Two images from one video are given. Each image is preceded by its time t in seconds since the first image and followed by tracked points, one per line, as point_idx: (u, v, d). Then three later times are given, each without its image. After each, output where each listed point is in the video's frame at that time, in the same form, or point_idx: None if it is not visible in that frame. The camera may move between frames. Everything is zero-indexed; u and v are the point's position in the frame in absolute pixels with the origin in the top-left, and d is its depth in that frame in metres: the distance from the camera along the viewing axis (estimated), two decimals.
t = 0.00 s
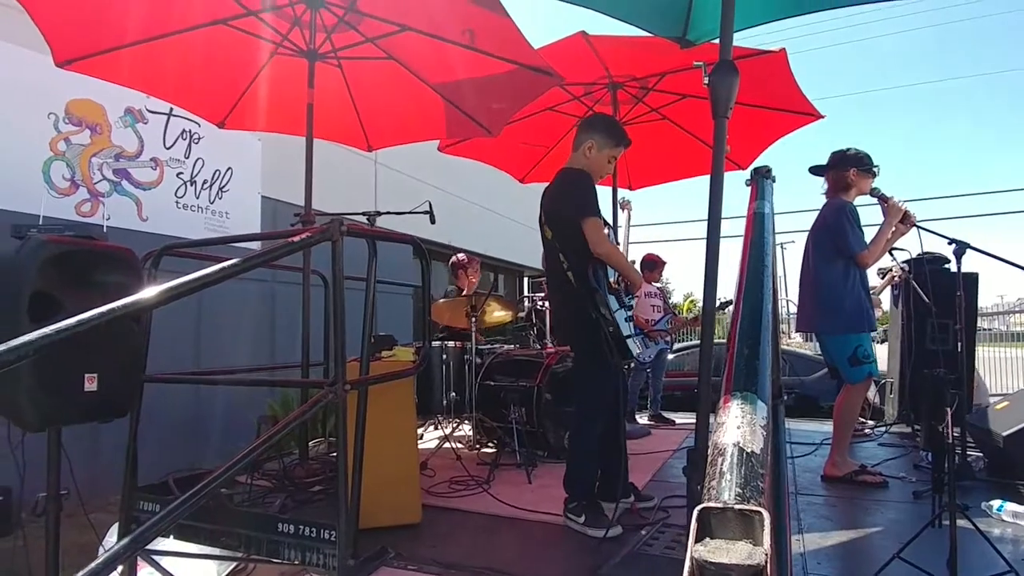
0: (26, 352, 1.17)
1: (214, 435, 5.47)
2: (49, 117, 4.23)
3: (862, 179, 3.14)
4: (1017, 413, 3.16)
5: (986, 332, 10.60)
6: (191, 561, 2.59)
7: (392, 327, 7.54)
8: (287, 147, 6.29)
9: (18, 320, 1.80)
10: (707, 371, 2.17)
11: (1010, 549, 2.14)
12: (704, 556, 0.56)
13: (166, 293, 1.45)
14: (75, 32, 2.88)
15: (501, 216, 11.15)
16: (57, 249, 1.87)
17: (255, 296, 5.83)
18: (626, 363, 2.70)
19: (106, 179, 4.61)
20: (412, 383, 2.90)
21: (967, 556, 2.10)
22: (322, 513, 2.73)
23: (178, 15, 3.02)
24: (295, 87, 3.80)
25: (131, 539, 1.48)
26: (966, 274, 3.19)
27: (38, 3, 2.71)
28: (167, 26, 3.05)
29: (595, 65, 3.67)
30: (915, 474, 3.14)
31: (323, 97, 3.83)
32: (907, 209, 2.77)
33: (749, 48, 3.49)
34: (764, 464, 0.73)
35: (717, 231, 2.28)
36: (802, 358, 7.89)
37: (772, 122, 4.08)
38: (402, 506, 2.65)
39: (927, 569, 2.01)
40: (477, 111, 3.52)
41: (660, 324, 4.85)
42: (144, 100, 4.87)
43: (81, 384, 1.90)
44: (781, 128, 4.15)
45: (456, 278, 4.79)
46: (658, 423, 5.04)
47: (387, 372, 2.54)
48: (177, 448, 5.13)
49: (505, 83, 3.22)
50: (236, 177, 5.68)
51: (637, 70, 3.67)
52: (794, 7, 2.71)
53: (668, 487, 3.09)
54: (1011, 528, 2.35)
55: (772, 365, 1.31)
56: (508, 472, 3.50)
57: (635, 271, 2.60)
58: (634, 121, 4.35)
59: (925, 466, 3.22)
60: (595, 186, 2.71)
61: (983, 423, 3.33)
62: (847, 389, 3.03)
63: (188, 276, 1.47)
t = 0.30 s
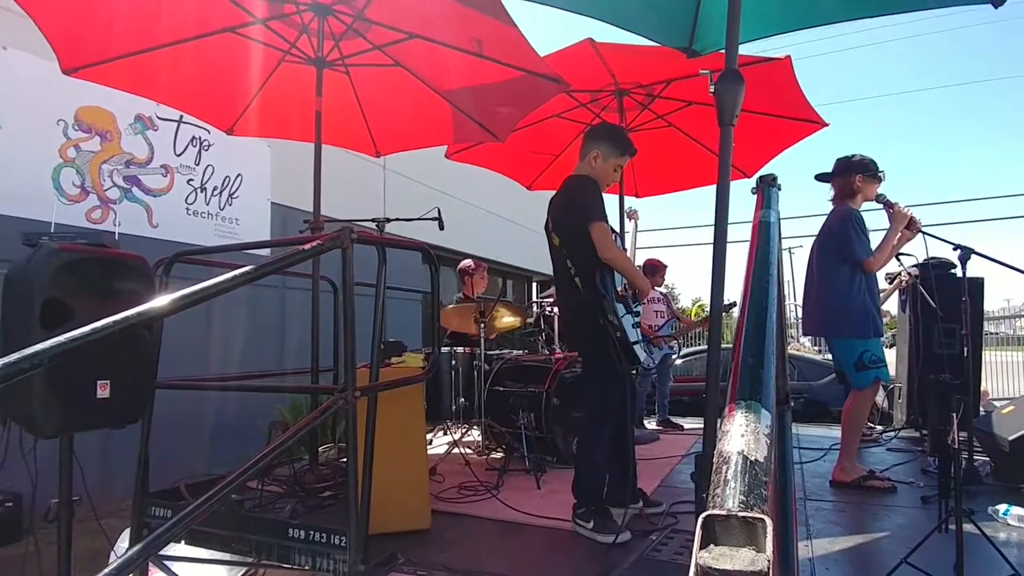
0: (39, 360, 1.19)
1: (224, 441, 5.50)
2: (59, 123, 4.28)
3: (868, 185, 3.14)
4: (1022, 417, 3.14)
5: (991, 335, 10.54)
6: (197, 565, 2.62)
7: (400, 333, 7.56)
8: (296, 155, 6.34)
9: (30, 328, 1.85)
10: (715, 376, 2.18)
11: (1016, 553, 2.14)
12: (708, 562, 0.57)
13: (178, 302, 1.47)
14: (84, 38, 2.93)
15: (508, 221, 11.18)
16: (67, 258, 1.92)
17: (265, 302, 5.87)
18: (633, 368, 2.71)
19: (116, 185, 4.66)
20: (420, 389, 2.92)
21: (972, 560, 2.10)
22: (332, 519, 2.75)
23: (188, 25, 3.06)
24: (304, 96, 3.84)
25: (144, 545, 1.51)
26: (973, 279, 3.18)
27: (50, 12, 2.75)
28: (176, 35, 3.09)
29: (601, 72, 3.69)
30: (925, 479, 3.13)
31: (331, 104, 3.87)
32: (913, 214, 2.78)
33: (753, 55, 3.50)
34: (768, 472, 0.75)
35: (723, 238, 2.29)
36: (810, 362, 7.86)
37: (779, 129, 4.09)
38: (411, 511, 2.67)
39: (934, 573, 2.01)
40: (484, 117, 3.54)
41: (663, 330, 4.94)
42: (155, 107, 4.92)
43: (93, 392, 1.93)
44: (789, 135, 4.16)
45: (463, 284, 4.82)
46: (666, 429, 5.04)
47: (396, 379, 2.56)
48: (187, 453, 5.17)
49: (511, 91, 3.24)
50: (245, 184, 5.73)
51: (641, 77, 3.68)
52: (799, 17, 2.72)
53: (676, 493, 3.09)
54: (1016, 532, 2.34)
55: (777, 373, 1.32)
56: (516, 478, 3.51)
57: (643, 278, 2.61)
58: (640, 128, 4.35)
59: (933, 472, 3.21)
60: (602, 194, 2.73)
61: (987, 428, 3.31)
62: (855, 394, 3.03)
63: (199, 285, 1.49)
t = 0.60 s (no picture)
0: (35, 356, 1.17)
1: (220, 437, 5.48)
2: (59, 122, 4.26)
3: (868, 181, 3.11)
4: None
5: (998, 335, 10.48)
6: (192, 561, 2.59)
7: (395, 330, 7.54)
8: (292, 151, 6.31)
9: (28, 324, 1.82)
10: (710, 375, 2.16)
11: None
12: (701, 567, 0.55)
13: (173, 298, 1.44)
14: (81, 36, 2.89)
15: (504, 219, 11.15)
16: (67, 254, 1.89)
17: (261, 299, 5.84)
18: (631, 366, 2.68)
19: (114, 183, 4.63)
20: (414, 387, 2.89)
21: (978, 566, 2.07)
22: (326, 516, 2.72)
23: (186, 22, 3.03)
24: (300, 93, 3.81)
25: (138, 541, 1.47)
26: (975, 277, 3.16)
27: (46, 10, 2.71)
28: (175, 33, 3.06)
29: (597, 68, 3.66)
30: (925, 480, 3.11)
31: (326, 101, 3.84)
32: (913, 211, 2.75)
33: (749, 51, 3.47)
34: (764, 474, 0.72)
35: (719, 236, 2.26)
36: (808, 361, 7.84)
37: (775, 126, 4.07)
38: (405, 510, 2.64)
39: None
40: (481, 116, 3.51)
41: (658, 328, 4.92)
42: (152, 105, 4.88)
43: (89, 388, 1.90)
44: (785, 132, 4.14)
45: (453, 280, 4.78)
46: (662, 427, 5.01)
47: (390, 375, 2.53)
48: (183, 449, 5.13)
49: (508, 87, 3.21)
50: (241, 181, 5.69)
51: (639, 73, 3.65)
52: (796, 13, 2.70)
53: (671, 492, 3.06)
54: None
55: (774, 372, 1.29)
56: (511, 476, 3.49)
57: (642, 273, 2.57)
58: (636, 125, 4.33)
59: (935, 473, 3.18)
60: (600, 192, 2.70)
61: (994, 429, 3.27)
62: (854, 392, 2.99)
63: (194, 281, 1.46)
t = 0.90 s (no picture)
0: (22, 349, 1.13)
1: (210, 433, 5.45)
2: (50, 116, 4.21)
3: (858, 179, 3.11)
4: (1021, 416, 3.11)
5: (987, 331, 10.64)
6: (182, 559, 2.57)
7: (388, 326, 7.53)
8: (283, 146, 6.27)
9: (17, 316, 1.77)
10: (701, 371, 2.15)
11: (1017, 556, 2.11)
12: (687, 560, 0.53)
13: (159, 290, 1.41)
14: (71, 30, 2.86)
15: (497, 215, 11.13)
16: (57, 247, 1.86)
17: (251, 294, 5.81)
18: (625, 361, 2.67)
19: (105, 177, 4.58)
20: (404, 382, 2.87)
21: (970, 563, 2.07)
22: (316, 511, 2.71)
23: (176, 15, 2.98)
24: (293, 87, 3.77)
25: (125, 535, 1.45)
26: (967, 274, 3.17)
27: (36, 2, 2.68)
28: (169, 26, 3.03)
29: (591, 63, 3.64)
30: (915, 476, 3.12)
31: (317, 95, 3.81)
32: (904, 208, 2.76)
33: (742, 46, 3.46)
34: (752, 467, 0.71)
35: (711, 231, 2.25)
36: (799, 357, 7.86)
37: (767, 121, 4.07)
38: (396, 504, 2.63)
39: (926, 573, 1.99)
40: (474, 111, 3.49)
41: (648, 324, 4.90)
42: (142, 99, 4.84)
43: (78, 381, 1.87)
44: (778, 128, 4.13)
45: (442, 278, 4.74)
46: (654, 423, 5.02)
47: (381, 370, 2.51)
48: (173, 445, 5.10)
49: (502, 82, 3.19)
50: (232, 176, 5.65)
51: (634, 68, 3.64)
52: (791, 10, 2.69)
53: (662, 488, 3.06)
54: (1017, 534, 2.32)
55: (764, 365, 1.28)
56: (502, 471, 3.49)
57: (640, 269, 2.57)
58: (630, 120, 4.32)
59: (925, 469, 3.20)
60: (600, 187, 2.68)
61: (986, 426, 3.29)
62: (846, 389, 2.99)
63: (183, 273, 1.43)
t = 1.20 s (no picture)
0: (13, 345, 1.12)
1: (204, 429, 5.44)
2: (42, 110, 4.17)
3: (853, 176, 3.12)
4: (1011, 412, 3.14)
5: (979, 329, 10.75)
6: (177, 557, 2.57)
7: (383, 322, 7.52)
8: (278, 140, 6.24)
9: (6, 310, 1.78)
10: (697, 369, 2.16)
11: (1006, 550, 2.14)
12: (686, 555, 0.54)
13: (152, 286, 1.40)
14: (63, 26, 2.85)
15: (492, 211, 11.13)
16: (47, 243, 1.85)
17: (245, 290, 5.79)
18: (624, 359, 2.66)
19: (97, 172, 4.56)
20: (400, 378, 2.87)
21: (960, 557, 2.09)
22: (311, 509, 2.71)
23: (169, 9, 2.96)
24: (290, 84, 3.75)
25: (119, 533, 1.45)
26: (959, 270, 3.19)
27: None
28: (161, 20, 3.01)
29: (587, 59, 3.64)
30: (907, 471, 3.14)
31: (312, 89, 3.80)
32: (898, 205, 2.78)
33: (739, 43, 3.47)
34: (749, 462, 0.72)
35: (707, 229, 2.26)
36: (793, 354, 7.91)
37: (763, 118, 4.08)
38: (392, 500, 2.64)
39: (916, 567, 2.01)
40: (470, 107, 3.49)
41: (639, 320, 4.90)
42: (135, 94, 4.81)
43: (69, 378, 1.86)
44: (774, 125, 4.14)
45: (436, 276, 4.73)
46: (649, 419, 5.04)
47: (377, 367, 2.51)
48: (166, 442, 5.09)
49: (499, 78, 3.19)
50: (226, 171, 5.62)
51: (630, 64, 3.65)
52: (787, 6, 2.70)
53: (658, 484, 3.08)
54: (1006, 528, 2.35)
55: (760, 362, 1.29)
56: (498, 468, 3.50)
57: (641, 269, 2.58)
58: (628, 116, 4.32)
59: (917, 464, 3.23)
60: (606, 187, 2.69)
61: (978, 422, 3.32)
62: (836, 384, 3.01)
63: (177, 270, 1.43)
